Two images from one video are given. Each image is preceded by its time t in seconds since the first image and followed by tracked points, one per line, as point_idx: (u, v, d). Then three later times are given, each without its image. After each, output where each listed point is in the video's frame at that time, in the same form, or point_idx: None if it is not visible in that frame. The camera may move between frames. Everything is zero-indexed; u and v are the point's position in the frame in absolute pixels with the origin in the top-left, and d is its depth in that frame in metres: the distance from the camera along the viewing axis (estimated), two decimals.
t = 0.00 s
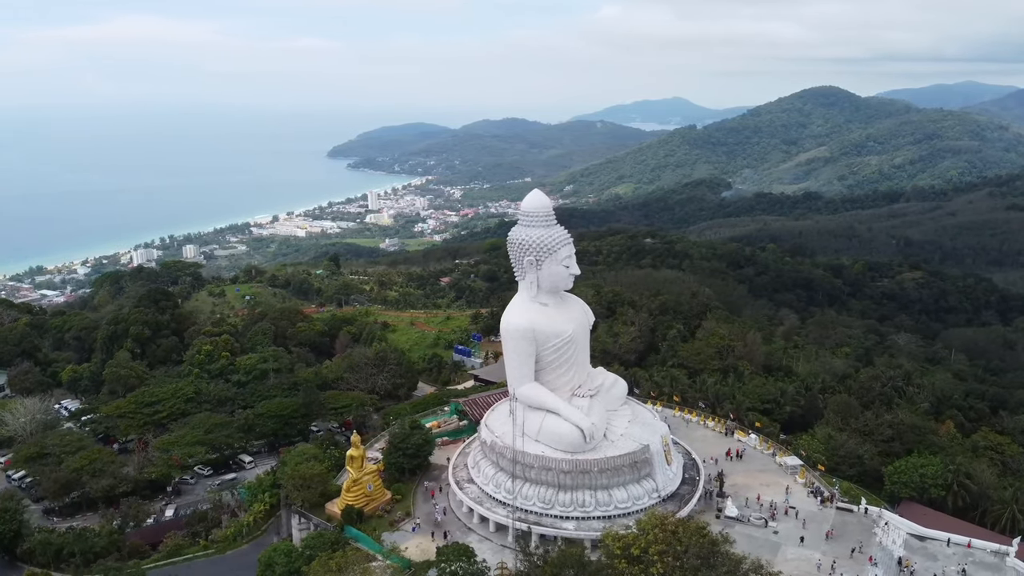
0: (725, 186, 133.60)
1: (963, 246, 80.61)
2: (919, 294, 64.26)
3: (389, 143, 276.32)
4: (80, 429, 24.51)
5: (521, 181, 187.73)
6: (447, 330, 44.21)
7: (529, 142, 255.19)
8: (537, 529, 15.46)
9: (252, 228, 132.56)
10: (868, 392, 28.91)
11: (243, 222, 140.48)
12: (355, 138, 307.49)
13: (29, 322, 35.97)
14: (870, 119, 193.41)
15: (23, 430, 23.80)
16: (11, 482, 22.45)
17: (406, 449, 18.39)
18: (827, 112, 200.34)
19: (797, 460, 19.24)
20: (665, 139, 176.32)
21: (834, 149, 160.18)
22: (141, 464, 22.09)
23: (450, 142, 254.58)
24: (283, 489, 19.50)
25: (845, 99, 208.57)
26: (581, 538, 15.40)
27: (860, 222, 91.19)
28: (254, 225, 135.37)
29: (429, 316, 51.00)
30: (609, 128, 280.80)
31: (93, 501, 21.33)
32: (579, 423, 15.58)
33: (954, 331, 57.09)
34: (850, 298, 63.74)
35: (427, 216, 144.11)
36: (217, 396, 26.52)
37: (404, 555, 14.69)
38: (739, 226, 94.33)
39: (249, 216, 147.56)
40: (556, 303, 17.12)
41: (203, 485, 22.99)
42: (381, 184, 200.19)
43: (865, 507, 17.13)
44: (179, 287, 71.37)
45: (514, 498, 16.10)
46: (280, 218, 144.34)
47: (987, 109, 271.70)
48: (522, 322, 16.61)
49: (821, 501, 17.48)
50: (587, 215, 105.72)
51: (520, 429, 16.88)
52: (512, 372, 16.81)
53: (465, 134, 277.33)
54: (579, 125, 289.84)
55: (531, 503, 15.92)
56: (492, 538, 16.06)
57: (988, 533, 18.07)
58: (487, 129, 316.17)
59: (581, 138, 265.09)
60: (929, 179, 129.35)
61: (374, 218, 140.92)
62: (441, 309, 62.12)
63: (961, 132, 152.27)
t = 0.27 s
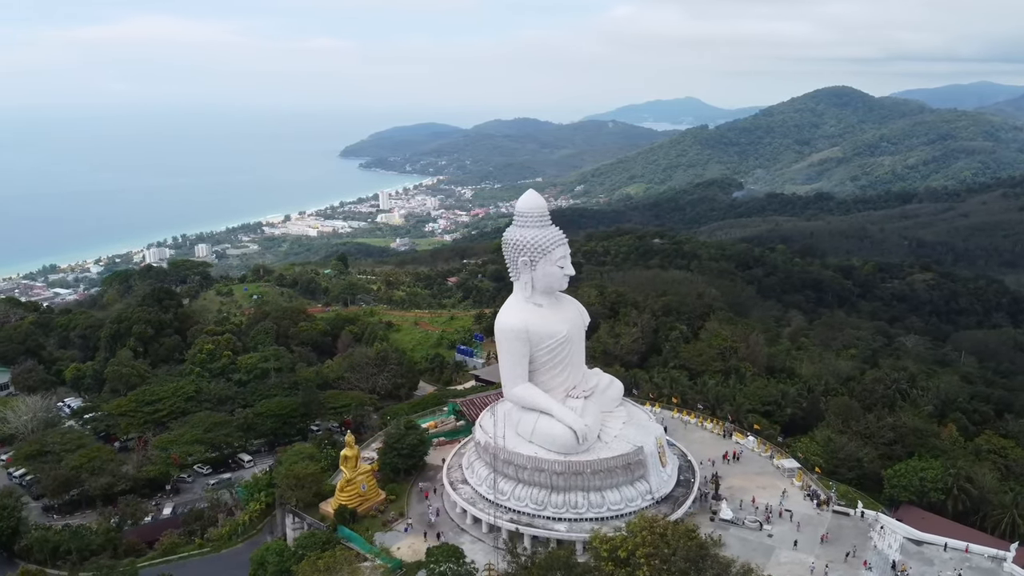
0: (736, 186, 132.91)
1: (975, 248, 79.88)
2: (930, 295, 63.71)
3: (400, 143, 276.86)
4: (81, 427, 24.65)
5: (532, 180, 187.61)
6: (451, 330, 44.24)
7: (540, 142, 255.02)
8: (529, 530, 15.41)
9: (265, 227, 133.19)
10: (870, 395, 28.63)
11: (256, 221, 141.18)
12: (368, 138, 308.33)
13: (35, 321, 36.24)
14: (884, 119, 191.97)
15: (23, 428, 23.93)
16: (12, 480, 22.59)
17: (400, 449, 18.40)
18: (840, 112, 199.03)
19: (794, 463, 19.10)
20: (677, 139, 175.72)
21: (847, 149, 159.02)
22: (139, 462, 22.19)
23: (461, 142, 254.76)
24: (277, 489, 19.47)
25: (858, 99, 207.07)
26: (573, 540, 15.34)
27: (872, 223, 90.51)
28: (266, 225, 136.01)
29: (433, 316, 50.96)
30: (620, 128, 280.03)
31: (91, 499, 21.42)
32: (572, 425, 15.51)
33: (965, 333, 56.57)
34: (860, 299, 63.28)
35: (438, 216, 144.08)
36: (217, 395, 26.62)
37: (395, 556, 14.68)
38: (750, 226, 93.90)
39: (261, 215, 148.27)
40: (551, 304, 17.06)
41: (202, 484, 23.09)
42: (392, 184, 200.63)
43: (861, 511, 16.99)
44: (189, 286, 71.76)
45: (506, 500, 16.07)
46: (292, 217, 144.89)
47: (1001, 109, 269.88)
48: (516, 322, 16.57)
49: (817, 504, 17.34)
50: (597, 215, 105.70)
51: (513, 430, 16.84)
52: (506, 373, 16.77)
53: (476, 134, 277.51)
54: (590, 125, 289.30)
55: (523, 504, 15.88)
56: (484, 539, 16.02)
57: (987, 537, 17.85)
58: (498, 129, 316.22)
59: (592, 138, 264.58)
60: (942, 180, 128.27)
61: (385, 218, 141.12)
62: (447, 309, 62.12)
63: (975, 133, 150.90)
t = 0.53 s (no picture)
0: (749, 187, 132.19)
1: (988, 250, 79.10)
2: (941, 297, 63.18)
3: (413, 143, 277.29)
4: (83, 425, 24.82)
5: (544, 180, 187.40)
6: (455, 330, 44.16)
7: (552, 142, 254.76)
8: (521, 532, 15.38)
9: (277, 226, 133.67)
10: (874, 397, 28.37)
11: (268, 220, 141.75)
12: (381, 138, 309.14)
13: (42, 318, 36.53)
14: (898, 119, 190.51)
15: (25, 426, 24.11)
16: (14, 477, 22.78)
17: (396, 449, 18.41)
18: (854, 113, 197.70)
19: (792, 466, 18.95)
20: (690, 138, 175.04)
21: (861, 150, 157.86)
22: (139, 460, 22.31)
23: (472, 142, 254.86)
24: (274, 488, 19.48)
25: (872, 99, 205.59)
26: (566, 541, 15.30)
27: (885, 224, 89.78)
28: (279, 224, 136.55)
29: (438, 316, 50.83)
30: (632, 128, 279.30)
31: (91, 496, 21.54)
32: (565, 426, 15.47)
33: (977, 335, 56.03)
34: (870, 301, 62.79)
35: (449, 216, 143.95)
36: (219, 394, 26.72)
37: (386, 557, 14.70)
38: (762, 227, 93.37)
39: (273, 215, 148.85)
40: (546, 304, 17.02)
41: (202, 482, 23.19)
42: (403, 184, 200.99)
43: (858, 514, 16.83)
44: (199, 285, 72.05)
45: (500, 501, 16.04)
46: (304, 216, 145.49)
47: (1017, 109, 267.56)
48: (510, 323, 16.54)
49: (815, 507, 17.19)
50: (609, 215, 105.68)
51: (508, 430, 16.80)
52: (501, 374, 16.72)
53: (487, 134, 277.57)
54: (602, 125, 288.72)
55: (517, 505, 15.86)
56: (478, 540, 15.99)
57: (987, 542, 17.61)
58: (510, 129, 316.14)
59: (604, 138, 264.02)
60: (957, 180, 127.12)
61: (397, 218, 141.34)
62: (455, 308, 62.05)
63: (990, 134, 149.48)
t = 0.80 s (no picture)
0: (763, 187, 131.30)
1: (1004, 252, 78.14)
2: (955, 299, 62.52)
3: (426, 143, 277.75)
4: (87, 422, 25.03)
5: (557, 181, 187.15)
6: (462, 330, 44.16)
7: (565, 142, 254.46)
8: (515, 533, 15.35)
9: (292, 226, 134.32)
10: (879, 399, 28.09)
11: (283, 220, 142.47)
12: (396, 138, 309.91)
13: (52, 316, 36.90)
14: (915, 119, 188.74)
15: (29, 423, 24.34)
16: (18, 474, 22.99)
17: (392, 448, 18.45)
18: (870, 113, 196.14)
19: (792, 468, 18.80)
20: (704, 138, 174.28)
21: (877, 150, 156.52)
22: (141, 458, 22.45)
23: (485, 142, 255.02)
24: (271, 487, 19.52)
25: (888, 99, 203.80)
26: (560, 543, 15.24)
27: (900, 225, 88.95)
28: (293, 224, 137.22)
29: (446, 316, 50.79)
30: (646, 128, 278.38)
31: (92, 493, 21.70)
32: (560, 428, 15.41)
33: (991, 338, 55.39)
34: (883, 302, 62.25)
35: (463, 216, 143.74)
36: (222, 392, 26.83)
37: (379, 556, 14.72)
38: (776, 227, 92.82)
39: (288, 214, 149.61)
40: (543, 305, 16.95)
41: (203, 480, 23.32)
42: (416, 184, 201.37)
43: (856, 518, 16.68)
44: (210, 283, 72.37)
45: (495, 501, 16.02)
46: (318, 216, 146.03)
47: None
48: (506, 323, 16.52)
49: (813, 511, 17.05)
50: (622, 215, 105.61)
51: (504, 431, 16.75)
52: (497, 374, 16.67)
53: (501, 134, 277.56)
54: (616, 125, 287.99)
55: (511, 506, 15.83)
56: (472, 541, 15.96)
57: (990, 547, 17.34)
58: (523, 129, 316.04)
59: (617, 138, 263.35)
60: (975, 180, 125.76)
61: (410, 218, 141.50)
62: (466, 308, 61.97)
63: (1008, 134, 147.73)
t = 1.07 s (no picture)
0: (781, 188, 130.23)
1: None
2: (973, 302, 61.67)
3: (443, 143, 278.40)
4: (95, 419, 25.26)
5: (573, 180, 186.81)
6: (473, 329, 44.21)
7: (582, 142, 254.00)
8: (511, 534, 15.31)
9: (310, 225, 135.17)
10: (888, 403, 27.73)
11: (301, 219, 143.45)
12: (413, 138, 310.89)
13: (67, 313, 37.39)
14: (936, 119, 186.46)
15: (37, 419, 24.62)
16: (26, 470, 23.25)
17: (392, 448, 18.47)
18: (890, 113, 194.08)
19: (795, 472, 18.62)
20: (722, 139, 173.33)
21: (897, 151, 154.76)
22: (146, 456, 22.64)
23: (502, 142, 255.08)
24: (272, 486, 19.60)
25: (909, 99, 201.43)
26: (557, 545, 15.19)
27: (919, 226, 87.90)
28: (311, 223, 138.07)
29: (457, 316, 50.85)
30: (664, 128, 277.18)
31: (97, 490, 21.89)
32: (558, 429, 15.35)
33: (1010, 341, 54.54)
34: (900, 304, 61.54)
35: (479, 216, 143.81)
36: (228, 391, 27.00)
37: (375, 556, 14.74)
38: (793, 228, 92.09)
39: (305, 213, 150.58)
40: (543, 306, 16.90)
41: (207, 477, 23.46)
42: (432, 184, 201.91)
43: (858, 523, 16.48)
44: (227, 282, 72.93)
45: (493, 502, 15.99)
46: (335, 215, 146.82)
47: None
48: (505, 323, 16.47)
49: (815, 515, 16.88)
50: (638, 215, 105.34)
51: (503, 432, 16.70)
52: (496, 375, 16.63)
53: (517, 134, 277.59)
54: (634, 125, 287.03)
55: (509, 507, 15.78)
56: (470, 542, 15.93)
57: (997, 554, 17.05)
58: (540, 129, 315.91)
59: (634, 138, 262.46)
60: (997, 181, 123.97)
61: (427, 218, 141.84)
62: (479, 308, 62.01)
63: None
